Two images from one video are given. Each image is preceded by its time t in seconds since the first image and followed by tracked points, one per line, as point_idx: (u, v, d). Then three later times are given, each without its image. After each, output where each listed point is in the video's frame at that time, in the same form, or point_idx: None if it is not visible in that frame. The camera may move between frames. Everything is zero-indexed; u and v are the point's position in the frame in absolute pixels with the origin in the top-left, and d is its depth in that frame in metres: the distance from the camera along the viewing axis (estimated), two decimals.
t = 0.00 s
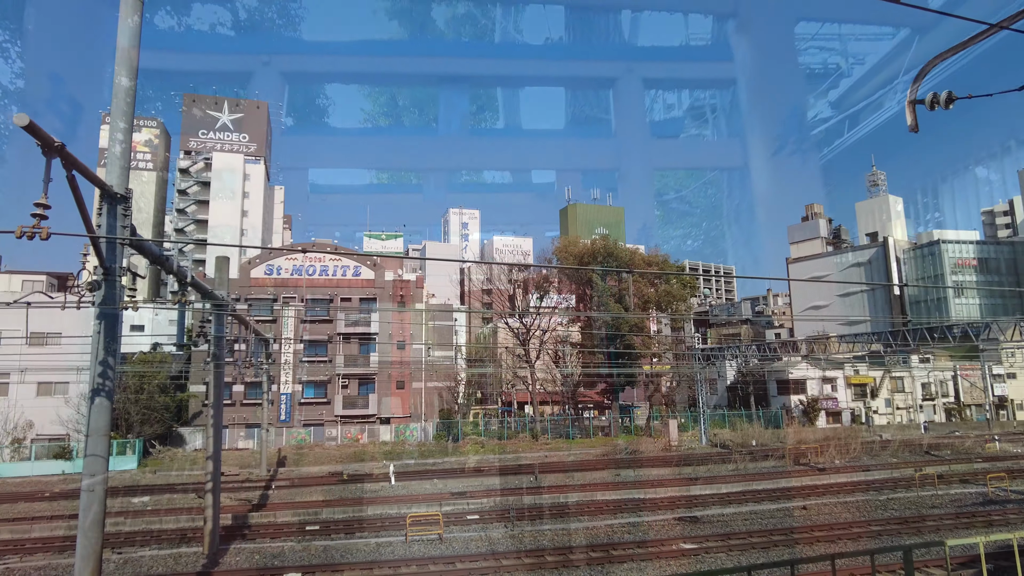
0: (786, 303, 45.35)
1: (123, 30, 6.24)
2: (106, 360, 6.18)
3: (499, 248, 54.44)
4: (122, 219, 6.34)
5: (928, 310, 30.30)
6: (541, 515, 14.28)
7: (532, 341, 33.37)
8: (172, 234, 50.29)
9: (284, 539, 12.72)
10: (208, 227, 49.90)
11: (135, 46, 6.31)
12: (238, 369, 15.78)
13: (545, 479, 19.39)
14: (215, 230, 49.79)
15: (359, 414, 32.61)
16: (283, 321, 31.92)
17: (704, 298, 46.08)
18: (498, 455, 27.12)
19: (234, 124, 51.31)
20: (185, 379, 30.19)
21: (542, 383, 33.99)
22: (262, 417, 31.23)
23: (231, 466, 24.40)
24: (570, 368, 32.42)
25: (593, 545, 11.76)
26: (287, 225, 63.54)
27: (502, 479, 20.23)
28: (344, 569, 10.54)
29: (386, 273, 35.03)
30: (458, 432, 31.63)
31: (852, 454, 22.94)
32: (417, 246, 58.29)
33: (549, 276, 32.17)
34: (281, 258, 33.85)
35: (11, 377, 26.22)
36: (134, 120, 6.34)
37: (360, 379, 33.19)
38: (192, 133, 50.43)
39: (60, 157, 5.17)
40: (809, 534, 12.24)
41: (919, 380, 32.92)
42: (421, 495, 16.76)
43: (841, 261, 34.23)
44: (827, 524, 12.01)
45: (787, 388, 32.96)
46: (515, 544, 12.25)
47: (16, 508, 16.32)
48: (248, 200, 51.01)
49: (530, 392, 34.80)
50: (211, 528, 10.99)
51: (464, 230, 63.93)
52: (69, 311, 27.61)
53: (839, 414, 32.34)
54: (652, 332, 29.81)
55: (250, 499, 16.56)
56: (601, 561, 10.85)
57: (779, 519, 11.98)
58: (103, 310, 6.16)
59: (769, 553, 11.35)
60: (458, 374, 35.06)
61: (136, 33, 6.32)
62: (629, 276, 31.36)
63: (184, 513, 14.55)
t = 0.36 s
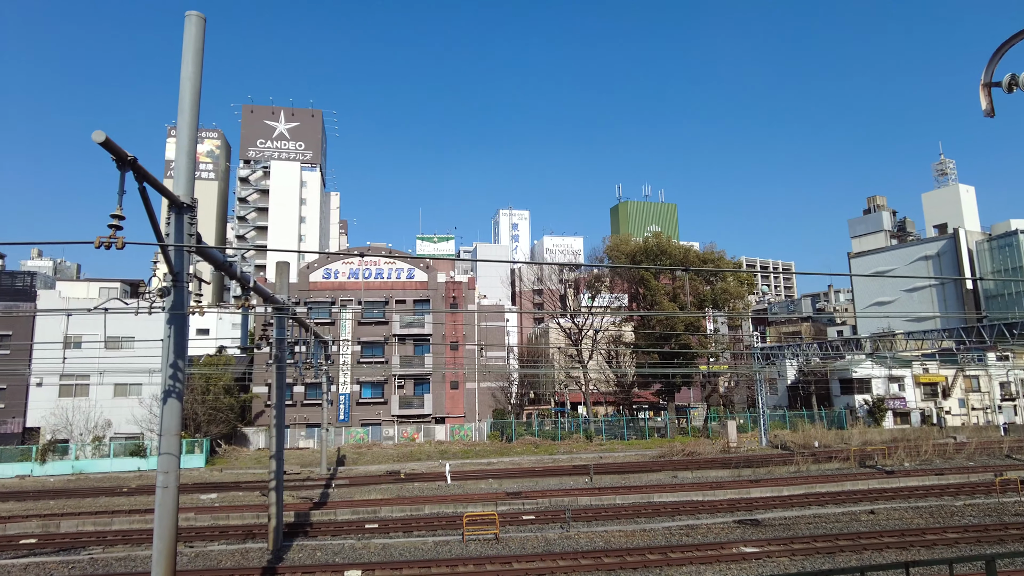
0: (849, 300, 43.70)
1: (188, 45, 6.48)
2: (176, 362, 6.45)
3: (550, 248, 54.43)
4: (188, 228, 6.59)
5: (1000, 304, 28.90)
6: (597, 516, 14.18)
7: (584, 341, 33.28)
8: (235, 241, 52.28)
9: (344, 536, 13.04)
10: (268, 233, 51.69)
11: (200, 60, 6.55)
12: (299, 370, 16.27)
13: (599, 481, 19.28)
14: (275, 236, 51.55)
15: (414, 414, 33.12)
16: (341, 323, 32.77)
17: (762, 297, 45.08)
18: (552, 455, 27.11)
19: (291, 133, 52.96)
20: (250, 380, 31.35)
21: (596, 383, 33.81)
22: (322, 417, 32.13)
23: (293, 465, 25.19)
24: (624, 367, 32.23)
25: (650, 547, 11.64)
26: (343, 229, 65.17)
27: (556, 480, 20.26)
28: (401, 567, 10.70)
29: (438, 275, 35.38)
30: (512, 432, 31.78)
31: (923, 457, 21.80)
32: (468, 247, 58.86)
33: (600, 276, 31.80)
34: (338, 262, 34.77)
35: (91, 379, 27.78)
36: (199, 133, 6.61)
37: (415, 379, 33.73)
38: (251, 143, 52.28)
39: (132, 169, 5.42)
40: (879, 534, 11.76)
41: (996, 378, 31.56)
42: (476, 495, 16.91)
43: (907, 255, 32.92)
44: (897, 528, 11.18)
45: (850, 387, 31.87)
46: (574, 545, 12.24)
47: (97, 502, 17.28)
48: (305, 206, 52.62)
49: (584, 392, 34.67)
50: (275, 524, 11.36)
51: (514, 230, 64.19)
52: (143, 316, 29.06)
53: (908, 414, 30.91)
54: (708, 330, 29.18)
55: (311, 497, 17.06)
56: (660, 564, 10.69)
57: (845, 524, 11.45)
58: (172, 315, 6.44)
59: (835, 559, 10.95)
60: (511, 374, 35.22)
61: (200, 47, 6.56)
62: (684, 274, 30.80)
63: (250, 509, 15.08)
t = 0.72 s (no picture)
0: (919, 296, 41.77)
1: (250, 59, 6.72)
2: (243, 365, 6.68)
3: (602, 248, 54.03)
4: (254, 237, 6.83)
5: None
6: (657, 520, 13.95)
7: (640, 342, 32.88)
8: (296, 248, 53.99)
9: (404, 536, 13.25)
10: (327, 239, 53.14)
11: (261, 74, 6.78)
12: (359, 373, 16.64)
13: (659, 484, 18.99)
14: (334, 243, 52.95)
15: (470, 415, 33.37)
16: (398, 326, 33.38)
17: (825, 295, 43.55)
18: (608, 458, 26.86)
19: (347, 142, 54.29)
20: (312, 382, 32.33)
21: (653, 385, 33.32)
22: (381, 418, 32.80)
23: (354, 465, 25.79)
24: (681, 369, 31.69)
25: (712, 552, 11.36)
26: (398, 234, 66.38)
27: (615, 481, 20.06)
28: (461, 568, 10.80)
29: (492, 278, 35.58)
30: (568, 434, 31.65)
31: (1006, 462, 20.54)
32: (520, 249, 59.01)
33: (656, 276, 31.33)
34: (394, 266, 35.43)
35: (165, 381, 29.17)
36: (260, 145, 6.83)
37: (471, 381, 34.02)
38: (310, 152, 53.86)
39: (200, 181, 5.65)
40: (960, 548, 11.13)
41: None
42: (533, 497, 16.93)
43: (984, 248, 31.23)
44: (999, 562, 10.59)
45: (922, 388, 30.44)
46: (633, 549, 12.05)
47: (171, 499, 18.10)
48: (361, 213, 53.85)
49: (640, 394, 34.23)
50: (338, 523, 11.65)
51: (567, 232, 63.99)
52: (211, 321, 30.35)
53: (988, 417, 29.32)
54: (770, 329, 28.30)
55: (372, 497, 17.42)
56: (724, 569, 10.44)
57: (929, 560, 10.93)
58: (239, 320, 6.70)
59: (911, 569, 10.44)
60: (566, 376, 35.09)
61: (261, 62, 6.79)
62: (743, 273, 30.00)
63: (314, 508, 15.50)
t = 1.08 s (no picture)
0: (996, 292, 39.53)
1: (307, 72, 6.93)
2: (305, 368, 6.87)
3: (656, 248, 53.26)
4: (313, 244, 7.02)
5: None
6: (716, 525, 13.61)
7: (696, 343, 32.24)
8: (352, 254, 55.30)
9: (461, 537, 13.37)
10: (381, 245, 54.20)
11: (317, 85, 6.97)
12: (414, 375, 16.91)
13: (719, 489, 18.53)
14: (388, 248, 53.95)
15: (524, 418, 33.37)
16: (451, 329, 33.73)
17: (891, 293, 41.74)
18: (665, 462, 26.40)
19: (400, 149, 55.27)
20: (369, 384, 33.03)
21: (710, 387, 32.59)
22: (437, 420, 33.19)
23: (410, 467, 26.19)
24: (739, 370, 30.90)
25: (776, 559, 11.01)
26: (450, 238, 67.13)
27: (672, 484, 19.70)
28: (517, 570, 10.81)
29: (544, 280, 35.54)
30: (623, 437, 31.26)
31: None
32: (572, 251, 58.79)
33: (712, 275, 30.70)
34: (447, 270, 35.84)
35: (230, 385, 30.30)
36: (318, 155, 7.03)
37: (524, 384, 34.04)
38: (364, 161, 55.08)
39: (262, 191, 5.85)
40: None
41: None
42: (589, 500, 16.82)
43: None
44: None
45: (1001, 389, 28.79)
46: (692, 554, 11.78)
47: (237, 498, 18.78)
48: (415, 218, 54.67)
49: (697, 396, 33.53)
50: (397, 524, 11.79)
51: (619, 232, 63.34)
52: (273, 326, 31.36)
53: None
54: (833, 329, 27.29)
55: (428, 498, 17.64)
56: None
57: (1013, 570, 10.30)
58: (300, 324, 6.89)
59: None
60: (620, 379, 34.71)
61: (317, 73, 6.98)
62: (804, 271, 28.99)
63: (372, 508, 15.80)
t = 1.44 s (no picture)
0: None
1: (359, 81, 7.10)
2: (362, 370, 7.03)
3: (709, 246, 52.23)
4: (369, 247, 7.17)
5: None
6: (777, 530, 13.22)
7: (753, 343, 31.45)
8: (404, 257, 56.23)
9: (515, 538, 13.41)
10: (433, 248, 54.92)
11: (370, 92, 7.13)
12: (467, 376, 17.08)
13: (779, 494, 18.01)
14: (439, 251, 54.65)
15: (577, 420, 33.17)
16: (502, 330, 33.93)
17: (961, 288, 39.69)
18: (722, 465, 25.83)
19: (450, 153, 55.93)
20: (423, 385, 33.51)
21: (768, 388, 31.71)
22: (489, 421, 33.41)
23: (464, 467, 26.41)
24: (799, 370, 29.98)
25: (842, 567, 10.60)
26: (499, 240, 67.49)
27: (730, 487, 19.23)
28: (572, 571, 10.75)
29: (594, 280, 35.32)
30: (678, 440, 30.71)
31: None
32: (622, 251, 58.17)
33: (769, 273, 29.86)
34: (497, 272, 36.05)
35: (289, 386, 31.25)
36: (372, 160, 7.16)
37: (576, 385, 33.88)
38: (415, 166, 55.98)
39: (319, 198, 6.03)
40: None
41: None
42: (644, 502, 16.61)
43: None
44: None
45: None
46: (751, 560, 11.49)
47: (298, 496, 19.35)
48: (465, 221, 55.20)
49: (755, 397, 32.68)
50: (452, 524, 11.90)
51: (671, 231, 62.38)
52: (329, 329, 32.18)
53: None
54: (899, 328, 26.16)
55: (482, 498, 17.78)
56: None
57: None
58: (356, 327, 7.05)
59: None
60: (675, 380, 34.16)
61: (369, 81, 7.13)
62: (866, 267, 27.89)
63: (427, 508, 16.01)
